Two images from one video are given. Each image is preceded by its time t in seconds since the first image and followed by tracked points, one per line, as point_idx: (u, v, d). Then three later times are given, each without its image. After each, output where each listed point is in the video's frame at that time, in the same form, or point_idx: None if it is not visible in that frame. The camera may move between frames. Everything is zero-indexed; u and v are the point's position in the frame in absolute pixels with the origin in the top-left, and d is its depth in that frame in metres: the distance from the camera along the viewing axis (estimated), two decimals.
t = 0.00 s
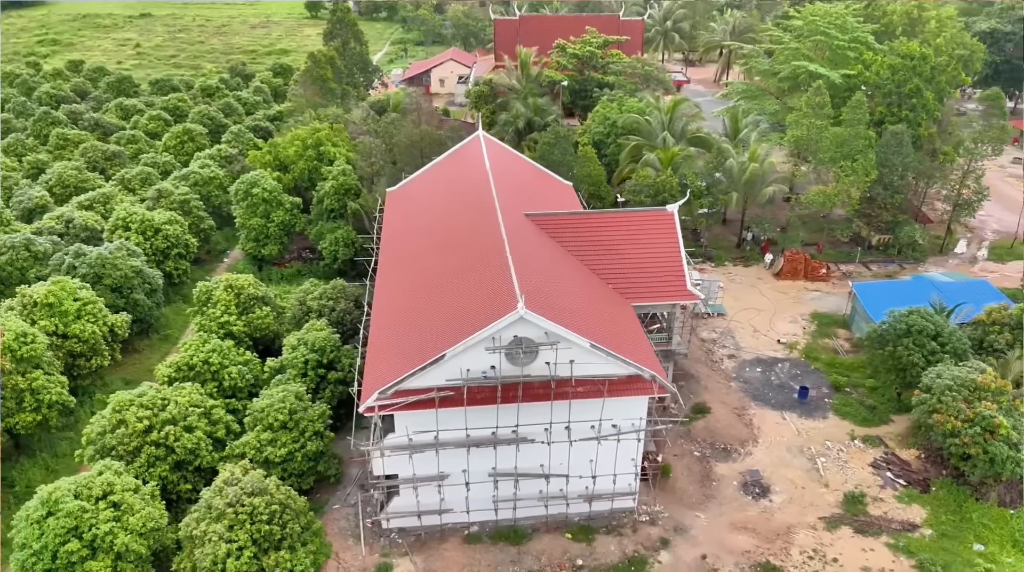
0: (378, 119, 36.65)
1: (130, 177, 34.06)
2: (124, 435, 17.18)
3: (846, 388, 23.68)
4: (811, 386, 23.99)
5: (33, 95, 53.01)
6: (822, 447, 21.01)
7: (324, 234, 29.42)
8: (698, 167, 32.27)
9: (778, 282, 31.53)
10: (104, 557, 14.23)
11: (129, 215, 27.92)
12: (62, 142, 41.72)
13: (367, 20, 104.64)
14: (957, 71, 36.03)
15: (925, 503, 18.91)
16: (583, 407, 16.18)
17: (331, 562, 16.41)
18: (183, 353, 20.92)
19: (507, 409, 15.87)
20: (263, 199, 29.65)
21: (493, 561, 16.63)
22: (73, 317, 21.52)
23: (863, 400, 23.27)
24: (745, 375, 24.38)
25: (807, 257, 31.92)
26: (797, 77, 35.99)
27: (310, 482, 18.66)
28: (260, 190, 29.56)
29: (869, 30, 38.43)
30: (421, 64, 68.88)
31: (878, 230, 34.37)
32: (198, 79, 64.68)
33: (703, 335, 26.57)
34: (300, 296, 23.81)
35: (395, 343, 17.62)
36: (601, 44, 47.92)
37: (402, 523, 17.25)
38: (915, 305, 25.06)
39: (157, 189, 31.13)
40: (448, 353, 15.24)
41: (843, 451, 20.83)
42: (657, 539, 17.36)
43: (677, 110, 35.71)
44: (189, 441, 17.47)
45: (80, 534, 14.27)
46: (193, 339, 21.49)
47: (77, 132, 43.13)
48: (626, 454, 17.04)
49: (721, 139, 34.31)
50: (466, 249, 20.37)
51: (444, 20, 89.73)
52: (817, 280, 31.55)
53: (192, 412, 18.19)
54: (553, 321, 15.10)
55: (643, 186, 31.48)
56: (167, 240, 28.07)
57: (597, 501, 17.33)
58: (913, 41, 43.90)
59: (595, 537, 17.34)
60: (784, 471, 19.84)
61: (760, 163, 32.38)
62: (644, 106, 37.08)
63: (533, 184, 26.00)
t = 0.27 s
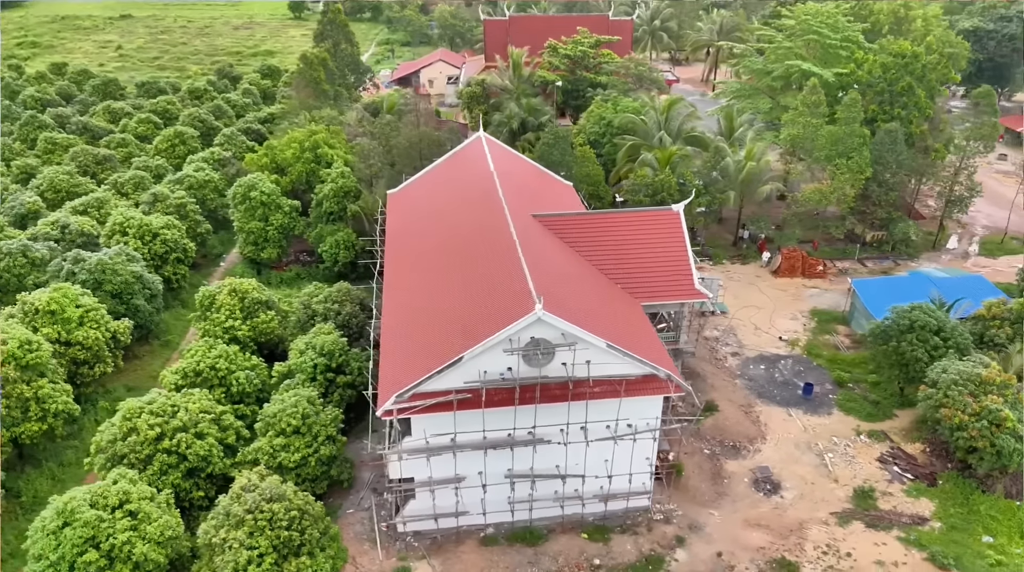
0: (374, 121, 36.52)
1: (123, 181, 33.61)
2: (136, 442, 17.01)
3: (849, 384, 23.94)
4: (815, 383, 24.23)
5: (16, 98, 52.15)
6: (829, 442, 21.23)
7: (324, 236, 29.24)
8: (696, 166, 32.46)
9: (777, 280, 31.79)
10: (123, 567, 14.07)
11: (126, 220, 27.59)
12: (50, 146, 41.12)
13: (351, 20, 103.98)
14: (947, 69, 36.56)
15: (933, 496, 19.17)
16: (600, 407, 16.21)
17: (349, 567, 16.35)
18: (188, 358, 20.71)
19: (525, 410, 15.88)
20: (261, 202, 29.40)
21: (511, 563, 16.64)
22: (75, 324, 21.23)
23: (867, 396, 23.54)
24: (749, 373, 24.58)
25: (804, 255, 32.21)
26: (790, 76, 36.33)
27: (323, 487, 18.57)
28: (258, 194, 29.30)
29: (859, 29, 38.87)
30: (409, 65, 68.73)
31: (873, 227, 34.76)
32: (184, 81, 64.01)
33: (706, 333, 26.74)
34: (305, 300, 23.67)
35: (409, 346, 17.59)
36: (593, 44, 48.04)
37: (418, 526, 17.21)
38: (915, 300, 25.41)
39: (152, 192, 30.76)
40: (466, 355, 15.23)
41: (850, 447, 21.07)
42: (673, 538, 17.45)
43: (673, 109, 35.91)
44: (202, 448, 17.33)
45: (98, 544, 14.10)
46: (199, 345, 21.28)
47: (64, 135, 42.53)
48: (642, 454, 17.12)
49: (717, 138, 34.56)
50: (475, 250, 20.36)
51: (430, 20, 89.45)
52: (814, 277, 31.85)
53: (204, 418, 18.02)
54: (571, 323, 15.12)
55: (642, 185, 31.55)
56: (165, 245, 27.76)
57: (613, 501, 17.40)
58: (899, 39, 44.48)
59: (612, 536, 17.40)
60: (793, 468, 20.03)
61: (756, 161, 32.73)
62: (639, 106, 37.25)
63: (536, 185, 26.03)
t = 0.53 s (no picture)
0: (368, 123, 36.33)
1: (114, 187, 33.07)
2: (149, 452, 16.76)
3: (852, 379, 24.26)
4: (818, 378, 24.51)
5: None
6: (837, 437, 21.50)
7: (323, 240, 29.04)
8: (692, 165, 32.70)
9: (773, 277, 32.12)
10: None
11: (122, 226, 27.18)
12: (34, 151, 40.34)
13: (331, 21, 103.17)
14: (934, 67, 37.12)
15: (941, 488, 19.48)
16: (620, 407, 16.26)
17: None
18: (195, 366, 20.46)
19: (545, 412, 15.88)
20: (258, 206, 29.08)
21: (532, 564, 16.65)
22: (78, 333, 20.86)
23: (869, 390, 23.87)
24: (753, 369, 24.82)
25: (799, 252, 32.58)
26: (781, 75, 36.73)
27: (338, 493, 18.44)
28: (255, 198, 28.97)
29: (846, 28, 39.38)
30: (394, 66, 68.44)
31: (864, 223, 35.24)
32: (165, 84, 63.10)
33: (708, 331, 26.95)
34: (309, 305, 23.49)
35: (425, 349, 17.51)
36: (582, 44, 48.16)
37: (437, 530, 17.15)
38: (913, 296, 25.89)
39: (145, 198, 30.30)
40: (487, 358, 15.19)
41: (857, 441, 21.34)
42: (691, 535, 17.56)
43: (667, 108, 36.17)
44: (216, 457, 17.12)
45: (120, 557, 13.88)
46: (205, 352, 21.02)
47: (48, 140, 41.75)
48: (660, 452, 17.20)
49: (711, 137, 34.86)
50: (484, 251, 20.28)
51: (412, 21, 89.08)
52: (810, 274, 32.22)
53: (216, 426, 17.82)
54: (591, 324, 15.14)
55: (639, 185, 31.78)
56: (162, 251, 27.34)
57: (631, 500, 17.47)
58: (883, 38, 45.11)
59: (630, 536, 17.48)
60: (803, 463, 20.27)
61: (750, 160, 32.91)
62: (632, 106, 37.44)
63: (538, 185, 26.03)
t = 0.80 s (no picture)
0: (358, 125, 36.11)
1: (101, 192, 32.50)
2: (156, 462, 16.53)
3: (850, 374, 24.57)
4: (816, 374, 24.79)
5: None
6: (839, 432, 21.76)
7: (318, 244, 28.87)
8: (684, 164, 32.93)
9: (767, 274, 32.42)
10: None
11: (114, 232, 26.77)
12: (14, 157, 39.50)
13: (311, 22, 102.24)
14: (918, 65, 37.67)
15: (943, 480, 19.80)
16: (633, 407, 16.31)
17: None
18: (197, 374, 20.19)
19: (558, 413, 15.89)
20: (252, 211, 28.78)
21: (546, 566, 16.66)
22: (75, 341, 20.50)
23: (867, 385, 24.18)
24: (753, 366, 25.03)
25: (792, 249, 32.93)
26: (770, 74, 37.13)
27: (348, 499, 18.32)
28: (249, 202, 28.68)
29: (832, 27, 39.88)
30: (378, 67, 68.07)
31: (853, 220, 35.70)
32: (145, 87, 62.11)
33: (706, 329, 27.13)
34: (309, 309, 23.30)
35: (433, 351, 17.44)
36: (569, 44, 48.27)
37: (449, 534, 17.10)
38: (907, 292, 26.34)
39: (135, 203, 29.86)
40: (500, 360, 15.16)
41: (858, 436, 21.62)
42: (702, 533, 17.67)
43: (658, 108, 36.41)
44: (224, 465, 16.90)
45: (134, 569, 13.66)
46: (206, 359, 20.76)
47: (29, 145, 40.92)
48: (671, 451, 17.29)
49: (703, 136, 35.14)
50: (489, 251, 20.25)
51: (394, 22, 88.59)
52: (802, 271, 32.59)
53: (224, 434, 17.61)
54: (605, 325, 15.17)
55: (632, 185, 31.97)
56: (155, 257, 26.93)
57: (643, 499, 17.55)
58: (865, 36, 45.72)
59: (642, 535, 17.56)
60: (808, 458, 20.48)
61: (742, 159, 33.12)
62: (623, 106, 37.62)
63: (536, 186, 26.03)
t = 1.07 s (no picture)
0: (344, 128, 35.81)
1: (82, 199, 31.78)
2: (161, 474, 16.25)
3: (842, 368, 24.97)
4: (810, 368, 25.16)
5: None
6: (836, 425, 22.09)
7: (309, 248, 28.62)
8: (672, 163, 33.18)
9: (755, 271, 32.80)
10: None
11: (100, 240, 26.23)
12: None
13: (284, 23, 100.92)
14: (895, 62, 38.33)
15: (940, 470, 20.20)
16: (642, 407, 16.38)
17: None
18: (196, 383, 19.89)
19: (569, 414, 15.92)
20: (241, 216, 28.42)
21: (558, 567, 16.69)
22: (68, 353, 20.05)
23: (860, 378, 24.59)
24: (748, 362, 25.32)
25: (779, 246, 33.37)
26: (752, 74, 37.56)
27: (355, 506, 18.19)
28: (238, 207, 28.32)
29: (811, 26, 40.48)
30: (356, 68, 67.56)
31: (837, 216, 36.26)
32: (118, 91, 60.91)
33: (700, 325, 27.36)
34: (306, 314, 23.06)
35: (440, 354, 17.36)
36: (551, 45, 48.35)
37: (460, 538, 17.03)
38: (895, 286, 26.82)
39: (120, 210, 29.28)
40: (511, 362, 15.15)
41: (855, 428, 21.97)
42: (710, 529, 17.82)
43: (644, 108, 36.70)
44: (231, 475, 16.67)
45: None
46: (204, 368, 20.46)
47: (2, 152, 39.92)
48: (679, 449, 17.40)
49: (689, 135, 35.47)
50: (490, 251, 20.22)
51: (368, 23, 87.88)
52: (790, 267, 33.04)
53: (228, 443, 17.35)
54: (615, 325, 15.22)
55: (622, 184, 32.25)
56: (143, 264, 26.45)
57: (652, 498, 17.65)
58: (842, 35, 46.46)
59: (652, 533, 17.67)
60: (808, 452, 20.76)
61: (728, 157, 33.42)
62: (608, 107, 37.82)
63: (530, 186, 26.00)
